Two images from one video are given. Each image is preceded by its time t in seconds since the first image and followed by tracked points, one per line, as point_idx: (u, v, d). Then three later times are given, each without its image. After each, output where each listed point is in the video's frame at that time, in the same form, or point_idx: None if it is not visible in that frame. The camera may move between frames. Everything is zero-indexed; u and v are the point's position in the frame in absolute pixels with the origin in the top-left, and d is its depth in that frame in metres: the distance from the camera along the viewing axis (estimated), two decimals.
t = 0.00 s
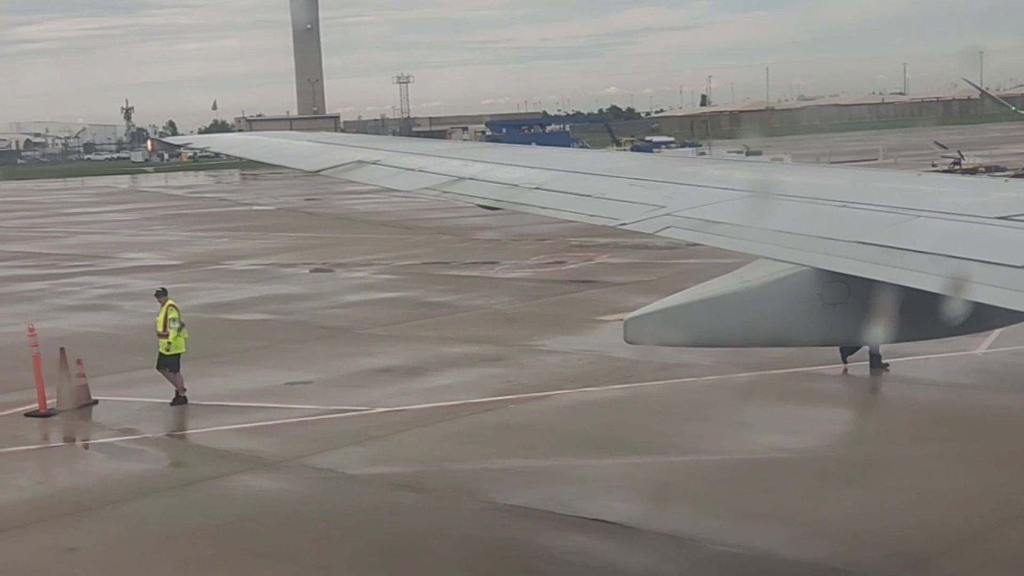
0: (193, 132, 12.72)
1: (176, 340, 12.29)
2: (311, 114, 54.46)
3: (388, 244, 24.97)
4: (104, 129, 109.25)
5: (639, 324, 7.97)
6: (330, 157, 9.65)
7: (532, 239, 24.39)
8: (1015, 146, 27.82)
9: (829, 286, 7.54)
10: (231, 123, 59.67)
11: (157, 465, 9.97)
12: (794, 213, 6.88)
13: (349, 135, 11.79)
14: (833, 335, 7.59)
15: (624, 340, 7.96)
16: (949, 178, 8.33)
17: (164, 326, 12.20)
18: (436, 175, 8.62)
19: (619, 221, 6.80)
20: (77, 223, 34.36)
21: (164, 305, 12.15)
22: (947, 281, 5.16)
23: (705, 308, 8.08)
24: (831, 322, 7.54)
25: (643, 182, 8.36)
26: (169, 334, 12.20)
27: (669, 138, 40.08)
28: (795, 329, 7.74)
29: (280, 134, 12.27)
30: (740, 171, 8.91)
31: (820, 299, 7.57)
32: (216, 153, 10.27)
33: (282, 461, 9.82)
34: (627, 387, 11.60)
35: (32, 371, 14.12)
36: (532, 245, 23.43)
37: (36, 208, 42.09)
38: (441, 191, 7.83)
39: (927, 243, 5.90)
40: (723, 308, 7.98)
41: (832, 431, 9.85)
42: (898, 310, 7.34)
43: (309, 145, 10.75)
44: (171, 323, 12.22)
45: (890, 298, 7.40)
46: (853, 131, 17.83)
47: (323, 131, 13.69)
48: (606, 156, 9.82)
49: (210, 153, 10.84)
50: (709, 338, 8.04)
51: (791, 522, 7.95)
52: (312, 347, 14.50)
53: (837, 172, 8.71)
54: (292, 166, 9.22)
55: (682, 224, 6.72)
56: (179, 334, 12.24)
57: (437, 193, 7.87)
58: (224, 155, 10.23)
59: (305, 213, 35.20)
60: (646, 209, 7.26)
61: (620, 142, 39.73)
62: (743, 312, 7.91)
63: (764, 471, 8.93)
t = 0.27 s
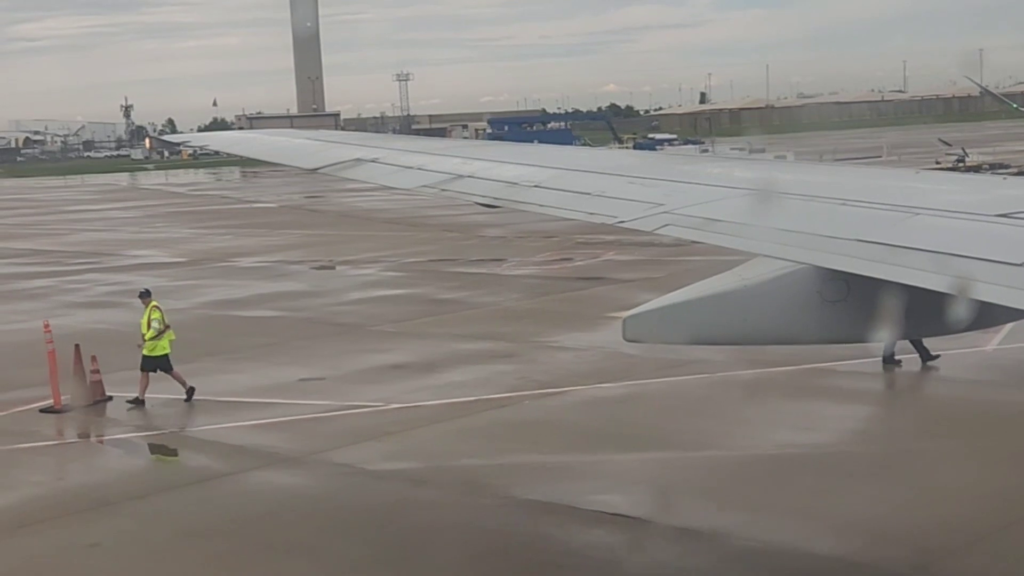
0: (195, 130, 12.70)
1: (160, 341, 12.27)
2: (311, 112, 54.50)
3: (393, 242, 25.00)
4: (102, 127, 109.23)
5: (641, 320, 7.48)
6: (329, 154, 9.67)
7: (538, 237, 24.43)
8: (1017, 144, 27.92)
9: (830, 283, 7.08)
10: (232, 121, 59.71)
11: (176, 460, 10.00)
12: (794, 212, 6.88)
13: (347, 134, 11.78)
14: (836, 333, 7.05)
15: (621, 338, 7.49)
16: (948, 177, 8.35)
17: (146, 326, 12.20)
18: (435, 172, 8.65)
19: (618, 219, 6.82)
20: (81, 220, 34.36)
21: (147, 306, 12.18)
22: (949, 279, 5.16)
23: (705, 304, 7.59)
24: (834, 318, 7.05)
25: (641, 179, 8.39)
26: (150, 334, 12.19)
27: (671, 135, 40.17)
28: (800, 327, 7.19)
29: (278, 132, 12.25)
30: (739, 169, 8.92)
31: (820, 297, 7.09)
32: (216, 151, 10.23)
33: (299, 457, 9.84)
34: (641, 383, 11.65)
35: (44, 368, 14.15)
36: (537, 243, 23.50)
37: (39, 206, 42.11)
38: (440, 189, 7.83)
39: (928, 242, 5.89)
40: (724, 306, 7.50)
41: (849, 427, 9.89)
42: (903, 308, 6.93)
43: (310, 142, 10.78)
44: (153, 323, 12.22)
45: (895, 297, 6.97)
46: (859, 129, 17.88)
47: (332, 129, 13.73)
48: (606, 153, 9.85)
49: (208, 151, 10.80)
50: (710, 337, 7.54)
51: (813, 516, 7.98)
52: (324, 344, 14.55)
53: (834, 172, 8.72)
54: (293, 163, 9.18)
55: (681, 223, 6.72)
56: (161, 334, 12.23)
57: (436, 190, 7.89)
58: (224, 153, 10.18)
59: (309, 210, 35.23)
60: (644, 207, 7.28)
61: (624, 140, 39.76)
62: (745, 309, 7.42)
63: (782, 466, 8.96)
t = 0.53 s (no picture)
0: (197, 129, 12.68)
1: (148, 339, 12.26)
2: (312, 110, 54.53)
3: (399, 240, 25.03)
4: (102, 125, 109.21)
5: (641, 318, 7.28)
6: (327, 152, 9.70)
7: (544, 234, 24.47)
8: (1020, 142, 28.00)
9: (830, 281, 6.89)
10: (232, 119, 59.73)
11: (194, 457, 10.04)
12: (792, 208, 6.92)
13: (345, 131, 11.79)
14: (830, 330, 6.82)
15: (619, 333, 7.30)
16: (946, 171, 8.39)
17: (134, 324, 12.17)
18: (434, 170, 8.68)
19: (616, 216, 6.86)
20: (85, 218, 34.37)
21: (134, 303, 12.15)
22: (944, 275, 5.19)
23: (706, 299, 7.36)
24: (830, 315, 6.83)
25: (639, 176, 8.42)
26: (139, 331, 12.18)
27: (673, 133, 40.24)
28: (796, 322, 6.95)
29: (277, 130, 12.24)
30: (737, 165, 8.97)
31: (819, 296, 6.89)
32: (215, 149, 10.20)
33: (317, 453, 9.87)
34: (655, 380, 11.70)
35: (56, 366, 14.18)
36: (543, 240, 23.56)
37: (40, 204, 42.07)
38: (439, 186, 7.87)
39: (925, 237, 5.92)
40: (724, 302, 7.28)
41: (864, 422, 9.94)
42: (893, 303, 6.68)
43: (309, 140, 10.81)
44: (141, 321, 12.20)
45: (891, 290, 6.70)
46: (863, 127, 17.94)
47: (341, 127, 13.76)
48: (605, 150, 9.88)
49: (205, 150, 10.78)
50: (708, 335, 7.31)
51: (833, 511, 8.02)
52: (336, 341, 14.60)
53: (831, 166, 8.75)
54: (292, 160, 9.16)
55: (679, 220, 6.76)
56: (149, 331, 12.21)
57: (435, 187, 7.92)
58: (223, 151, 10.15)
59: (312, 208, 35.27)
60: (642, 204, 7.32)
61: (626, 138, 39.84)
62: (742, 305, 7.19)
63: (800, 462, 9.00)
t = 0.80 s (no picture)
0: (196, 125, 12.66)
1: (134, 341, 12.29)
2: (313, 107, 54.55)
3: (403, 237, 25.08)
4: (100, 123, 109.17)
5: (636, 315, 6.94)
6: (323, 149, 9.71)
7: (548, 232, 24.52)
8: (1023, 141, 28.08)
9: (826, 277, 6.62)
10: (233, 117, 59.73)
11: (209, 453, 10.08)
12: (789, 208, 6.88)
13: (345, 129, 11.80)
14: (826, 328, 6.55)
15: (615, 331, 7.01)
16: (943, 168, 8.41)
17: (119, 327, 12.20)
18: (431, 166, 8.71)
19: (612, 213, 6.88)
20: (87, 215, 34.39)
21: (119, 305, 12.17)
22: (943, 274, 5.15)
23: (702, 296, 7.04)
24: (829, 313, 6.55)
25: (636, 173, 8.45)
26: (125, 334, 12.20)
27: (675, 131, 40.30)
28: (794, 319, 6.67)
29: (275, 128, 12.24)
30: (734, 163, 8.99)
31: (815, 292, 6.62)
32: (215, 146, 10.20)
33: (332, 449, 9.90)
34: (666, 376, 11.74)
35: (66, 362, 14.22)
36: (548, 238, 23.61)
37: (41, 201, 42.07)
38: (435, 183, 7.90)
39: (923, 237, 5.88)
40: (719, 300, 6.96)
41: (876, 419, 9.99)
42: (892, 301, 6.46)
43: (305, 136, 10.81)
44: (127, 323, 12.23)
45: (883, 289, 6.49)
46: (868, 125, 17.98)
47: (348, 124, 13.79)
48: (603, 147, 9.91)
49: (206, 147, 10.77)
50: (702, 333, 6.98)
51: (849, 507, 8.07)
52: (345, 338, 14.63)
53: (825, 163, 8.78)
54: (289, 157, 9.16)
55: (675, 217, 6.79)
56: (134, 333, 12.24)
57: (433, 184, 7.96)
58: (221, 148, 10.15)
59: (314, 205, 35.30)
60: (637, 201, 7.35)
61: (628, 136, 39.89)
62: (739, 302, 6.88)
63: (813, 458, 9.04)
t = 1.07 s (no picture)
0: (192, 122, 12.61)
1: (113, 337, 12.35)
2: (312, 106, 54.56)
3: (406, 234, 25.12)
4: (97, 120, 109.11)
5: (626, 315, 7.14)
6: (315, 147, 9.68)
7: (551, 230, 24.56)
8: None
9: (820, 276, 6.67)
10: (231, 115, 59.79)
11: (222, 448, 10.11)
12: (788, 207, 6.97)
13: (339, 126, 11.78)
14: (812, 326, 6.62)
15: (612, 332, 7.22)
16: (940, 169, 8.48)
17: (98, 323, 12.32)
18: (426, 164, 8.77)
19: (608, 211, 6.97)
20: (88, 212, 34.36)
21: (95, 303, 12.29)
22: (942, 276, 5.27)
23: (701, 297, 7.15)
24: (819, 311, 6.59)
25: (633, 172, 8.53)
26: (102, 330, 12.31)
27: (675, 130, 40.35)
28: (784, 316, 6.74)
29: (270, 125, 12.20)
30: (730, 163, 9.04)
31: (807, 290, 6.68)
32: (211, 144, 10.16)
33: (347, 443, 9.94)
34: (676, 373, 11.79)
35: (75, 358, 14.23)
36: (551, 235, 23.64)
37: (39, 198, 42.01)
38: (433, 182, 7.93)
39: (919, 236, 5.99)
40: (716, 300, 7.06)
41: (889, 415, 10.03)
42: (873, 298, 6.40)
43: (295, 134, 10.79)
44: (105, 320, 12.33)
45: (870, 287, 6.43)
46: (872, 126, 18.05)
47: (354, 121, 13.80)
48: (596, 146, 9.93)
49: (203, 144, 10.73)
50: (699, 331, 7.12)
51: (865, 502, 8.11)
52: (353, 334, 14.67)
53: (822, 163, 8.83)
54: (286, 156, 9.15)
55: (673, 216, 6.84)
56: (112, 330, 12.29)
57: (429, 182, 8.03)
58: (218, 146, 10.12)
59: (315, 202, 35.32)
60: (633, 199, 7.43)
61: (627, 135, 39.96)
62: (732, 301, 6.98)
63: (826, 453, 9.09)
